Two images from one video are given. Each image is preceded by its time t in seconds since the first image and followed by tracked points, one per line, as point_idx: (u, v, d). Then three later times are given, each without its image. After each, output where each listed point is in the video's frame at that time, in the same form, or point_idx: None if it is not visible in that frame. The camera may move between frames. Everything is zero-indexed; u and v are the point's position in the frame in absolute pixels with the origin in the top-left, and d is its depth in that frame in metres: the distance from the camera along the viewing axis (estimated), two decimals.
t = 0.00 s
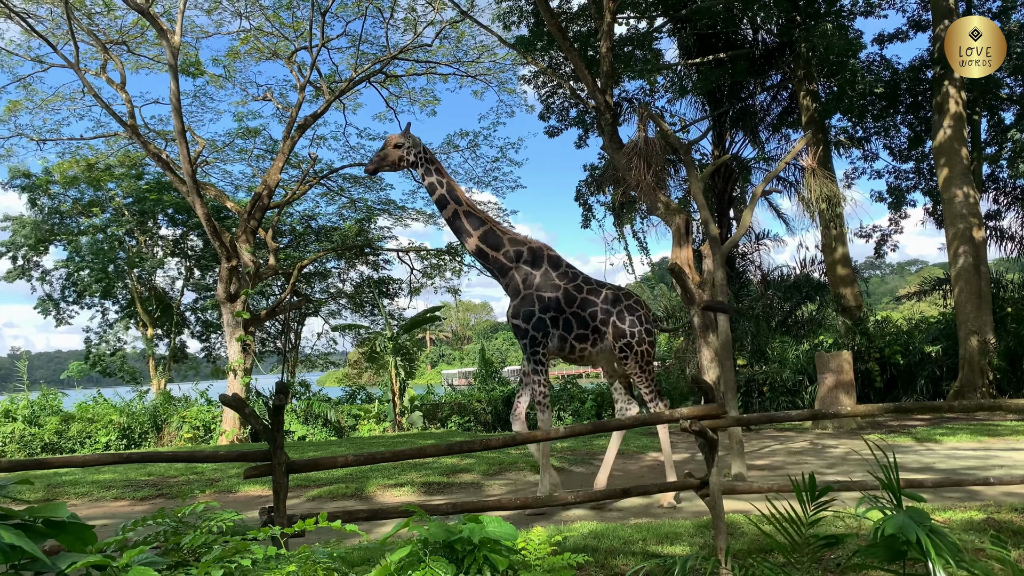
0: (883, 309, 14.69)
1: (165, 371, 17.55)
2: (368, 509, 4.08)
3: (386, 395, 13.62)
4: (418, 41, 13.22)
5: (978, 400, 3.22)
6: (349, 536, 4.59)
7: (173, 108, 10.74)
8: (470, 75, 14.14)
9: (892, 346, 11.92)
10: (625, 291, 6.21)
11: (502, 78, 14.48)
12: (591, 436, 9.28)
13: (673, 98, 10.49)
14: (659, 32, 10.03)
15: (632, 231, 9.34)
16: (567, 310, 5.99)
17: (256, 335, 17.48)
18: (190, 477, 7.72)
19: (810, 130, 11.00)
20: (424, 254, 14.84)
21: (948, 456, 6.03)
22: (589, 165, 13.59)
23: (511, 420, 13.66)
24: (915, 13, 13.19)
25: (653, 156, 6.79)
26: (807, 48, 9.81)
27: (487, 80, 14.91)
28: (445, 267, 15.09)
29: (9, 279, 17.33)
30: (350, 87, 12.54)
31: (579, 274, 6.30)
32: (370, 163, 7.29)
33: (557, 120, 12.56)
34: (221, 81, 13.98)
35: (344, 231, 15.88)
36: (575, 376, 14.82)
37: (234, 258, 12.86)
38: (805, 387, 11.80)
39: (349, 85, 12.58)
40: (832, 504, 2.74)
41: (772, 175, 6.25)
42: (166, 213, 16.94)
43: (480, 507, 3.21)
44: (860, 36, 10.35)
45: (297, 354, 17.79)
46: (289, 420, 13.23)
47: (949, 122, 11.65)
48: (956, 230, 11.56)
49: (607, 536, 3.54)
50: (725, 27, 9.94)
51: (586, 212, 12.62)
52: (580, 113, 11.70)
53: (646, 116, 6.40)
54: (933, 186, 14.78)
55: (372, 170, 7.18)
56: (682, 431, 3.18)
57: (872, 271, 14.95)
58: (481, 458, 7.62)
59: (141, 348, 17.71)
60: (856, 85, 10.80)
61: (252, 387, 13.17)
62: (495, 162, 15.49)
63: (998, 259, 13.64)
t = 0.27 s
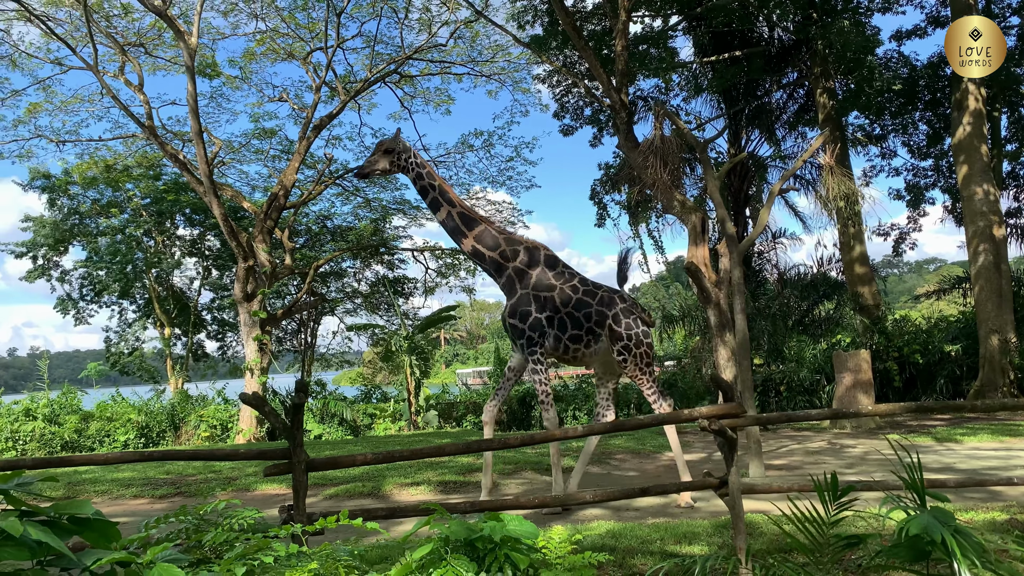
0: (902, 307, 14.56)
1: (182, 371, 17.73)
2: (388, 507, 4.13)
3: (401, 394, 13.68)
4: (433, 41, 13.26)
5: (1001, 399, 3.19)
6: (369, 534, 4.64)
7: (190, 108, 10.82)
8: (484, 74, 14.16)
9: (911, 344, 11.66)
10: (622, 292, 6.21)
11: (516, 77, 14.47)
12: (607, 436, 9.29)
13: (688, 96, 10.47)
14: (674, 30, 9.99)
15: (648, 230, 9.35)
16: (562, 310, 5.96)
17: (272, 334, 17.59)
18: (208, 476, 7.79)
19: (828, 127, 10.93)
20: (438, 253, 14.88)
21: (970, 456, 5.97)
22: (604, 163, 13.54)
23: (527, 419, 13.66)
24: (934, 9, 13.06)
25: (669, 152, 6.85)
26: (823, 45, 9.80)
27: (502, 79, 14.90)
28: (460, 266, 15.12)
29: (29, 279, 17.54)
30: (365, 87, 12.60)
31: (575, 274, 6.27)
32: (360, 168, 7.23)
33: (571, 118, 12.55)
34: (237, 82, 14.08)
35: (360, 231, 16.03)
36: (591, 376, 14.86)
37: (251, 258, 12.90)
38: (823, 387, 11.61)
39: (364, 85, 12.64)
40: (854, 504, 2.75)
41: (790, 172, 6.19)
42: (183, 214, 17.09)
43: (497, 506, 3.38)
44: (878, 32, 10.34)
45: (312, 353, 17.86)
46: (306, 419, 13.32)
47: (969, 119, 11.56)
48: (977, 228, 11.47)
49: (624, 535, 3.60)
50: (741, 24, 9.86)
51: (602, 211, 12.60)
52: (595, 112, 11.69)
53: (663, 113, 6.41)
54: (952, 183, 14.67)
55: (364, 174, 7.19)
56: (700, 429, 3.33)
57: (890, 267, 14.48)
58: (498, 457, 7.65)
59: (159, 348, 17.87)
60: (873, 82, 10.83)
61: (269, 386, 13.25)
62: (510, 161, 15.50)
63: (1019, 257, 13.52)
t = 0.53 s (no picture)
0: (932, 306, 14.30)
1: (207, 371, 17.99)
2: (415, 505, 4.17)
3: (424, 393, 13.78)
4: (453, 41, 13.31)
5: None
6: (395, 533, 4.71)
7: (213, 111, 10.93)
8: (505, 74, 14.18)
9: (939, 343, 11.60)
10: (613, 296, 6.20)
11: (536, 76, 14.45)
12: (631, 435, 9.30)
13: (710, 93, 10.43)
14: (696, 26, 9.93)
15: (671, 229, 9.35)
16: (552, 315, 5.97)
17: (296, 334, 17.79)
18: (234, 474, 7.88)
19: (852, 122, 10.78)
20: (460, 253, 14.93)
21: (1003, 457, 5.88)
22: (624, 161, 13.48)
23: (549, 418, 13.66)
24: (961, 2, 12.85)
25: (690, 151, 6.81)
26: (848, 40, 9.65)
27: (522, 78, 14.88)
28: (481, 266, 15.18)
29: (57, 280, 17.86)
30: (386, 87, 12.66)
31: (565, 279, 6.30)
32: (361, 167, 7.39)
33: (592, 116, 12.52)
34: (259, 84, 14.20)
35: (382, 231, 16.14)
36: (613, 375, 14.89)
37: (274, 259, 13.00)
38: (850, 386, 11.63)
39: (385, 86, 12.71)
40: (884, 504, 2.72)
41: (814, 169, 6.16)
42: (207, 215, 17.32)
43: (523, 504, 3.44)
44: (905, 27, 10.21)
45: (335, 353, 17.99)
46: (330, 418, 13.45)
47: (998, 114, 11.38)
48: (1006, 224, 11.29)
49: (649, 535, 3.65)
50: (764, 20, 9.76)
51: (623, 209, 12.57)
52: (616, 109, 11.65)
53: (687, 111, 6.46)
54: (981, 179, 14.47)
55: (362, 172, 7.31)
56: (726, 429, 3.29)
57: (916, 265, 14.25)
58: (522, 456, 7.68)
59: (184, 348, 18.11)
60: (901, 77, 10.66)
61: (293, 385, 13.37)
62: (531, 161, 15.51)
63: None
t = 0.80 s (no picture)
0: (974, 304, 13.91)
1: (241, 369, 18.32)
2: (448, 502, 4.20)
3: (455, 392, 13.86)
4: (482, 40, 13.34)
5: None
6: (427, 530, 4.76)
7: (246, 112, 11.08)
8: (534, 72, 14.17)
9: (980, 341, 11.24)
10: (611, 291, 6.29)
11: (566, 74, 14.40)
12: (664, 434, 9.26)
13: (742, 89, 10.34)
14: (728, 21, 9.84)
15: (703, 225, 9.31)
16: (554, 315, 6.05)
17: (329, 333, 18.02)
18: (269, 471, 8.00)
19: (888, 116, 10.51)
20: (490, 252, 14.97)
21: None
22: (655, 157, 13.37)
23: (580, 417, 13.64)
24: None
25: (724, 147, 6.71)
26: (884, 33, 9.41)
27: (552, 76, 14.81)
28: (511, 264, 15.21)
29: (95, 279, 18.30)
30: (415, 87, 12.73)
31: (565, 277, 6.30)
32: (370, 162, 7.31)
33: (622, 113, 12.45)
34: (291, 85, 14.37)
35: (412, 230, 16.26)
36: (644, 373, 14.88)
37: (307, 258, 13.18)
38: (887, 385, 11.66)
39: (415, 86, 12.76)
40: (924, 505, 2.66)
41: (850, 165, 6.05)
42: (241, 216, 17.58)
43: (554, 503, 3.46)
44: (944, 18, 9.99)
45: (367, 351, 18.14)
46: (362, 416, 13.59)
47: None
48: None
49: (682, 535, 3.66)
50: (797, 14, 9.60)
51: (654, 206, 12.51)
52: (648, 106, 11.57)
53: (719, 106, 6.44)
54: None
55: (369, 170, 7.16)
56: (761, 428, 3.28)
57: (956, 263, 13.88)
58: (553, 454, 7.69)
59: (218, 346, 18.44)
60: (940, 70, 10.41)
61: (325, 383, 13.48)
62: (560, 159, 15.48)
63: None
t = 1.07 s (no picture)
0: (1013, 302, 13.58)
1: (270, 367, 18.56)
2: (475, 500, 4.21)
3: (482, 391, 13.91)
4: (508, 39, 13.38)
5: None
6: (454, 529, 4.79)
7: (275, 113, 11.21)
8: (560, 70, 14.18)
9: (1019, 340, 10.79)
10: (617, 290, 6.37)
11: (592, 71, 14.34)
12: (692, 434, 9.21)
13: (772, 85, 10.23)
14: (756, 17, 9.78)
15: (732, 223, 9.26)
16: (559, 313, 6.06)
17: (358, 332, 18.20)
18: (298, 469, 8.09)
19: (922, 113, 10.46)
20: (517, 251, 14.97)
21: None
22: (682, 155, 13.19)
23: (607, 417, 13.60)
24: None
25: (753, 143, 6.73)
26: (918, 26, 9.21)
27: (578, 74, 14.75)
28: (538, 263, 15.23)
29: (127, 279, 18.66)
30: (441, 87, 12.80)
31: (570, 276, 6.32)
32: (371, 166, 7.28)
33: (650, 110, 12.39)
34: (319, 86, 14.53)
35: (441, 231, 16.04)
36: (673, 373, 14.90)
37: (335, 258, 13.27)
38: (921, 384, 11.67)
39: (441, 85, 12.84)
40: (962, 508, 2.60)
41: (884, 160, 5.95)
42: (270, 216, 17.78)
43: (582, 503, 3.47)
44: (979, 10, 9.80)
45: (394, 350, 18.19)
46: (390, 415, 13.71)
47: None
48: None
49: (711, 536, 3.64)
50: (828, 9, 9.50)
51: (682, 204, 12.44)
52: (676, 103, 11.50)
53: (751, 102, 6.41)
54: None
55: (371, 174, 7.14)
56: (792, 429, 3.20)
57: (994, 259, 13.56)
58: (580, 453, 7.67)
59: (248, 345, 18.69)
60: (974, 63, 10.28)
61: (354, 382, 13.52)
62: (587, 157, 15.44)
63: None
